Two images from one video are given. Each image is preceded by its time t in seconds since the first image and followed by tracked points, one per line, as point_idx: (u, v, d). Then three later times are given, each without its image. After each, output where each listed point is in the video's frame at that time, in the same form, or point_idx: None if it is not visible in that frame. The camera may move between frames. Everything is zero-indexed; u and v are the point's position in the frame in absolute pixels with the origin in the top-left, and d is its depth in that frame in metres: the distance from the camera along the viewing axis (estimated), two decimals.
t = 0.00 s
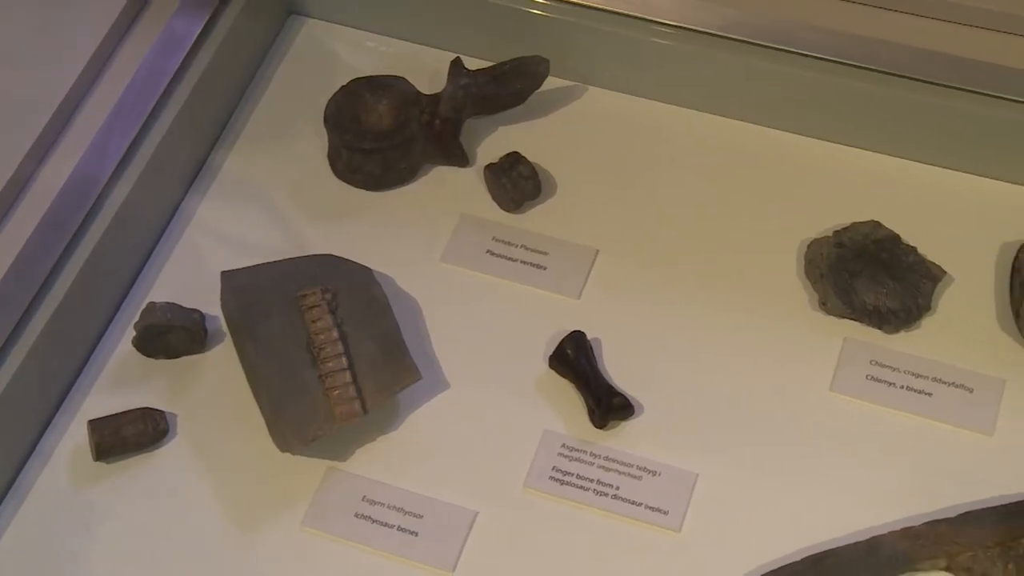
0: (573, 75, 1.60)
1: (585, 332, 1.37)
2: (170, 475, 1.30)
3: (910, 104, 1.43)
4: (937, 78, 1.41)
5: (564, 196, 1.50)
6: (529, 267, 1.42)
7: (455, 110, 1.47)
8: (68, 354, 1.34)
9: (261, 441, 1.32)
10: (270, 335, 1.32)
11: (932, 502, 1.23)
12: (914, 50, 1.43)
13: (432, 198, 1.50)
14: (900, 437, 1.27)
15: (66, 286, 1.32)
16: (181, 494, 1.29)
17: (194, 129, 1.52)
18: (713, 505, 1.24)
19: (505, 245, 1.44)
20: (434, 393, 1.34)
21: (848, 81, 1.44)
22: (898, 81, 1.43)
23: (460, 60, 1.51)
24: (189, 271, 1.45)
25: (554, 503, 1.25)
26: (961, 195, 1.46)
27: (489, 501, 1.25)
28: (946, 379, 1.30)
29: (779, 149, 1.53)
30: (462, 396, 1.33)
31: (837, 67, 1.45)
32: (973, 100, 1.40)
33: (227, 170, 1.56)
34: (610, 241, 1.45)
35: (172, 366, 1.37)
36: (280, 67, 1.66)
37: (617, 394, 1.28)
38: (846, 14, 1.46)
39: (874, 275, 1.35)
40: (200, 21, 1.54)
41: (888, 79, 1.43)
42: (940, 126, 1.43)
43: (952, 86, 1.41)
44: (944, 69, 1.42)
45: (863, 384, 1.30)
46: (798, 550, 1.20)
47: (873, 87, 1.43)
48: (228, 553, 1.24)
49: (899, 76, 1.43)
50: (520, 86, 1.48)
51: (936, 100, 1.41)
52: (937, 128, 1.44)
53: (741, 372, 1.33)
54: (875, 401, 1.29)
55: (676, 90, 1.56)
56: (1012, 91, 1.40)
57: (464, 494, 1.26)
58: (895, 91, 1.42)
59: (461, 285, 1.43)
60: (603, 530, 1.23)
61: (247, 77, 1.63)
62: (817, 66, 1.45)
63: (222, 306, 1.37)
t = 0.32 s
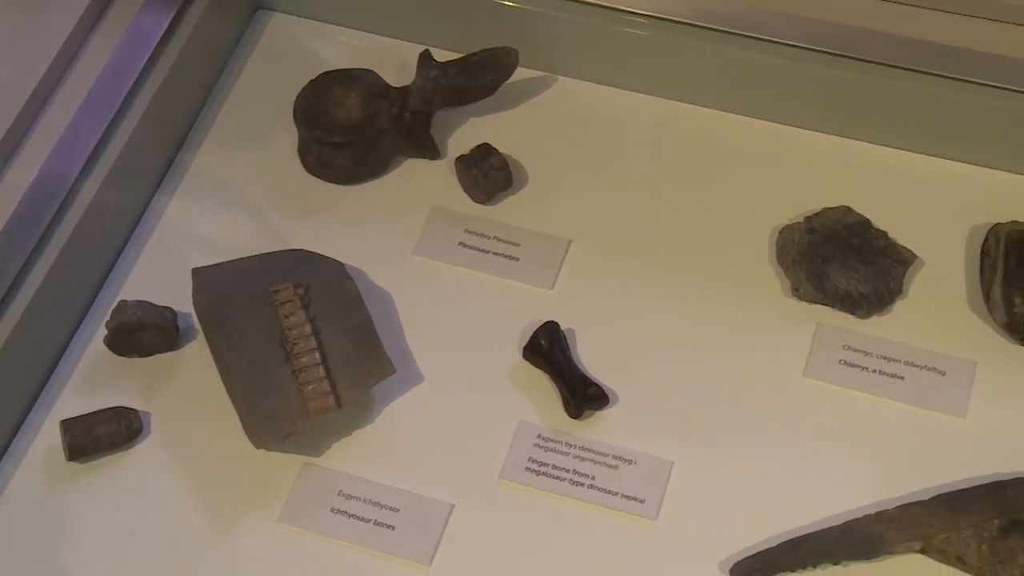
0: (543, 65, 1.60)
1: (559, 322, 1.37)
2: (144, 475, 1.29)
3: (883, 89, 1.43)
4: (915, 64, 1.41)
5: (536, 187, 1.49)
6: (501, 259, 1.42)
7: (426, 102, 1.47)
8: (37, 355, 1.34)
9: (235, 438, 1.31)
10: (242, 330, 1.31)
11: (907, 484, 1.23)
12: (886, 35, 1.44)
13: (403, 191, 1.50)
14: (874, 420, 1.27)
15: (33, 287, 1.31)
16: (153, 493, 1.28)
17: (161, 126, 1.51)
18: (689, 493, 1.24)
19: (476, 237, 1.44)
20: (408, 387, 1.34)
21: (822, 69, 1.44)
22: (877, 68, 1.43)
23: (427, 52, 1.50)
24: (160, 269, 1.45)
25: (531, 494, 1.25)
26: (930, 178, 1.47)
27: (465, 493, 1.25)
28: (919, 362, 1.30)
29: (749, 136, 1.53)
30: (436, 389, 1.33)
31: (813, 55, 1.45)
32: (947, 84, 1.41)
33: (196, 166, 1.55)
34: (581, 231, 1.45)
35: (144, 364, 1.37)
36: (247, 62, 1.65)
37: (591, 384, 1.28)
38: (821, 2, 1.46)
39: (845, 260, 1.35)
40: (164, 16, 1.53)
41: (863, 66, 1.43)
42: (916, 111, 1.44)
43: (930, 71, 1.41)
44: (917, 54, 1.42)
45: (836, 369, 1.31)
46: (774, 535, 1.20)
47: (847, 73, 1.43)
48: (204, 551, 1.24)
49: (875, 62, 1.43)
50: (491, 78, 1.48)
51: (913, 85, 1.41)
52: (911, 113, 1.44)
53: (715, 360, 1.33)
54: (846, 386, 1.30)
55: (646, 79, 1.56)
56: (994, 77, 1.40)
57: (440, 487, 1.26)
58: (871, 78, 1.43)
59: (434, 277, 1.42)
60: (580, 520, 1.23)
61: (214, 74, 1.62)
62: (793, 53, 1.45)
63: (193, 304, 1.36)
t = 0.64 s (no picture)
0: (512, 55, 1.59)
1: (531, 312, 1.37)
2: (117, 473, 1.29)
3: (854, 74, 1.44)
4: (899, 51, 1.42)
5: (506, 177, 1.49)
6: (472, 250, 1.42)
7: (393, 95, 1.47)
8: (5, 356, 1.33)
9: (208, 434, 1.31)
10: (212, 327, 1.30)
11: (879, 466, 1.23)
12: (857, 22, 1.45)
13: (372, 184, 1.50)
14: (847, 403, 1.28)
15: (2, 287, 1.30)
16: (125, 491, 1.28)
17: (127, 123, 1.50)
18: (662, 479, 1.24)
19: (446, 228, 1.44)
20: (381, 379, 1.33)
21: (802, 57, 1.44)
22: (865, 56, 1.43)
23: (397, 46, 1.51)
24: (128, 267, 1.44)
25: (506, 484, 1.25)
26: (898, 161, 1.47)
27: (439, 485, 1.25)
28: (889, 345, 1.31)
29: (718, 123, 1.53)
30: (410, 381, 1.33)
31: (792, 42, 1.45)
32: (935, 71, 1.41)
33: (163, 162, 1.54)
34: (551, 221, 1.45)
35: (115, 363, 1.36)
36: (214, 57, 1.64)
37: (564, 373, 1.29)
38: None
39: (815, 244, 1.35)
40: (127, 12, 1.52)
41: (844, 53, 1.44)
42: (903, 98, 1.44)
43: (904, 57, 1.42)
44: (894, 40, 1.43)
45: (807, 352, 1.31)
46: (748, 520, 1.21)
47: (826, 60, 1.44)
48: (178, 548, 1.24)
49: (858, 50, 1.43)
50: (458, 69, 1.48)
51: (896, 71, 1.42)
52: (895, 99, 1.45)
53: (688, 346, 1.33)
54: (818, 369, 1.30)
55: (616, 67, 1.56)
56: (967, 60, 1.41)
57: (414, 479, 1.26)
58: (853, 65, 1.43)
59: (405, 269, 1.42)
60: (555, 509, 1.23)
61: (180, 71, 1.61)
62: (774, 42, 1.45)
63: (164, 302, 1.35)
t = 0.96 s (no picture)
0: (475, 44, 1.59)
1: (499, 302, 1.36)
2: (86, 473, 1.28)
3: (818, 57, 1.44)
4: (884, 38, 1.43)
5: (471, 167, 1.49)
6: (439, 241, 1.41)
7: (357, 87, 1.46)
8: None
9: (177, 432, 1.30)
10: (177, 325, 1.29)
11: (848, 447, 1.24)
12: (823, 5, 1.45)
13: (337, 178, 1.49)
14: (816, 386, 1.28)
15: None
16: (94, 491, 1.27)
17: (89, 120, 1.49)
18: (634, 465, 1.24)
19: (412, 220, 1.43)
20: (351, 373, 1.33)
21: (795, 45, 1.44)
22: (854, 44, 1.44)
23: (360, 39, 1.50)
24: (92, 265, 1.43)
25: (477, 475, 1.25)
26: (862, 142, 1.48)
27: (410, 477, 1.25)
28: (857, 327, 1.31)
29: (683, 108, 1.53)
30: (379, 374, 1.33)
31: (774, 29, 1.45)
32: (921, 57, 1.42)
33: (126, 159, 1.53)
34: (517, 210, 1.45)
35: (81, 362, 1.35)
36: (175, 53, 1.63)
37: (533, 362, 1.29)
38: None
39: (780, 228, 1.35)
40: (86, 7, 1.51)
41: (826, 40, 1.44)
42: (888, 84, 1.44)
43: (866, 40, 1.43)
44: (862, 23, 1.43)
45: (775, 336, 1.31)
46: (719, 504, 1.21)
47: (809, 46, 1.44)
48: (149, 546, 1.23)
49: (841, 37, 1.44)
50: (421, 60, 1.47)
51: (882, 58, 1.42)
52: (879, 85, 1.45)
53: (657, 332, 1.34)
54: (786, 352, 1.30)
55: (579, 55, 1.55)
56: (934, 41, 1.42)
57: (385, 472, 1.26)
58: (834, 51, 1.44)
59: (371, 262, 1.42)
60: (527, 499, 1.23)
61: (139, 70, 1.60)
62: (758, 30, 1.45)
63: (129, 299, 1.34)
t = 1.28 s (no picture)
0: (439, 35, 1.58)
1: (468, 294, 1.36)
2: (55, 474, 1.27)
3: (782, 43, 1.44)
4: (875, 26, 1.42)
5: (438, 159, 1.49)
6: (407, 234, 1.41)
7: (320, 81, 1.45)
8: None
9: (146, 430, 1.29)
10: (143, 324, 1.28)
11: (819, 430, 1.24)
12: None
13: (303, 173, 1.49)
14: (786, 370, 1.29)
15: None
16: (64, 492, 1.26)
17: (51, 119, 1.48)
18: (605, 454, 1.24)
19: (378, 214, 1.43)
20: (322, 367, 1.33)
21: (763, 32, 1.44)
22: (841, 32, 1.43)
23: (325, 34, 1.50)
24: (57, 264, 1.42)
25: (450, 467, 1.25)
26: (828, 127, 1.48)
27: (382, 472, 1.25)
28: (826, 310, 1.32)
29: (649, 96, 1.53)
30: (348, 368, 1.33)
31: (747, 17, 1.45)
32: (912, 45, 1.41)
33: (89, 158, 1.52)
34: (485, 201, 1.44)
35: (48, 363, 1.34)
36: (138, 50, 1.62)
37: (503, 353, 1.28)
38: None
39: (747, 213, 1.36)
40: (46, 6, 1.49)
41: (810, 28, 1.44)
42: (879, 72, 1.44)
43: (826, 24, 1.43)
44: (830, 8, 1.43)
45: (744, 321, 1.32)
46: (692, 490, 1.21)
47: (781, 32, 1.44)
48: (119, 545, 1.23)
49: (823, 24, 1.43)
50: (383, 53, 1.46)
51: (873, 46, 1.42)
52: (870, 74, 1.45)
53: (627, 320, 1.34)
54: (756, 338, 1.30)
55: (544, 45, 1.55)
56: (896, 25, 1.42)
57: (357, 466, 1.26)
58: (821, 39, 1.43)
59: (338, 256, 1.41)
60: (499, 490, 1.23)
61: (101, 68, 1.59)
62: (730, 17, 1.45)
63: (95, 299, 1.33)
